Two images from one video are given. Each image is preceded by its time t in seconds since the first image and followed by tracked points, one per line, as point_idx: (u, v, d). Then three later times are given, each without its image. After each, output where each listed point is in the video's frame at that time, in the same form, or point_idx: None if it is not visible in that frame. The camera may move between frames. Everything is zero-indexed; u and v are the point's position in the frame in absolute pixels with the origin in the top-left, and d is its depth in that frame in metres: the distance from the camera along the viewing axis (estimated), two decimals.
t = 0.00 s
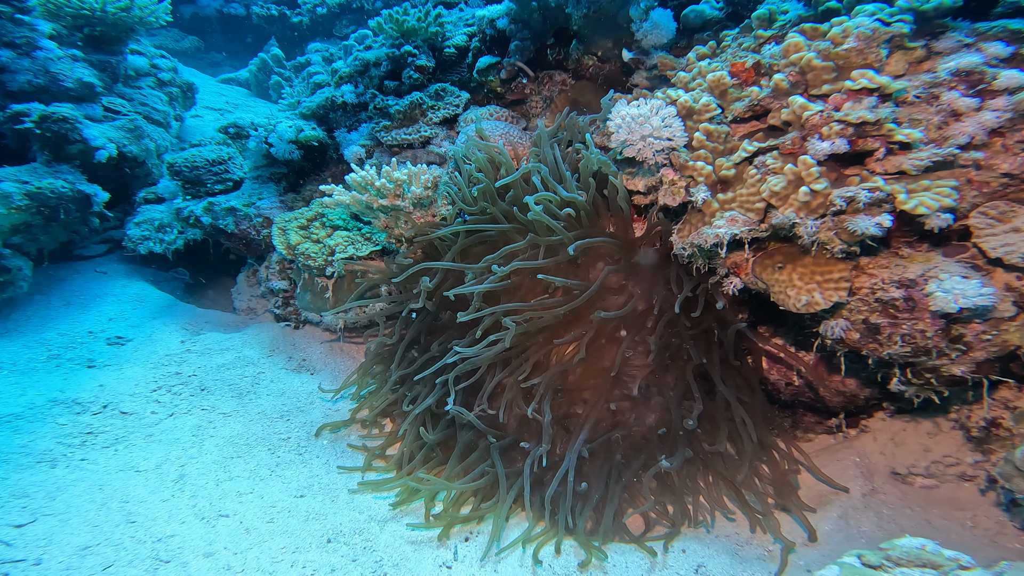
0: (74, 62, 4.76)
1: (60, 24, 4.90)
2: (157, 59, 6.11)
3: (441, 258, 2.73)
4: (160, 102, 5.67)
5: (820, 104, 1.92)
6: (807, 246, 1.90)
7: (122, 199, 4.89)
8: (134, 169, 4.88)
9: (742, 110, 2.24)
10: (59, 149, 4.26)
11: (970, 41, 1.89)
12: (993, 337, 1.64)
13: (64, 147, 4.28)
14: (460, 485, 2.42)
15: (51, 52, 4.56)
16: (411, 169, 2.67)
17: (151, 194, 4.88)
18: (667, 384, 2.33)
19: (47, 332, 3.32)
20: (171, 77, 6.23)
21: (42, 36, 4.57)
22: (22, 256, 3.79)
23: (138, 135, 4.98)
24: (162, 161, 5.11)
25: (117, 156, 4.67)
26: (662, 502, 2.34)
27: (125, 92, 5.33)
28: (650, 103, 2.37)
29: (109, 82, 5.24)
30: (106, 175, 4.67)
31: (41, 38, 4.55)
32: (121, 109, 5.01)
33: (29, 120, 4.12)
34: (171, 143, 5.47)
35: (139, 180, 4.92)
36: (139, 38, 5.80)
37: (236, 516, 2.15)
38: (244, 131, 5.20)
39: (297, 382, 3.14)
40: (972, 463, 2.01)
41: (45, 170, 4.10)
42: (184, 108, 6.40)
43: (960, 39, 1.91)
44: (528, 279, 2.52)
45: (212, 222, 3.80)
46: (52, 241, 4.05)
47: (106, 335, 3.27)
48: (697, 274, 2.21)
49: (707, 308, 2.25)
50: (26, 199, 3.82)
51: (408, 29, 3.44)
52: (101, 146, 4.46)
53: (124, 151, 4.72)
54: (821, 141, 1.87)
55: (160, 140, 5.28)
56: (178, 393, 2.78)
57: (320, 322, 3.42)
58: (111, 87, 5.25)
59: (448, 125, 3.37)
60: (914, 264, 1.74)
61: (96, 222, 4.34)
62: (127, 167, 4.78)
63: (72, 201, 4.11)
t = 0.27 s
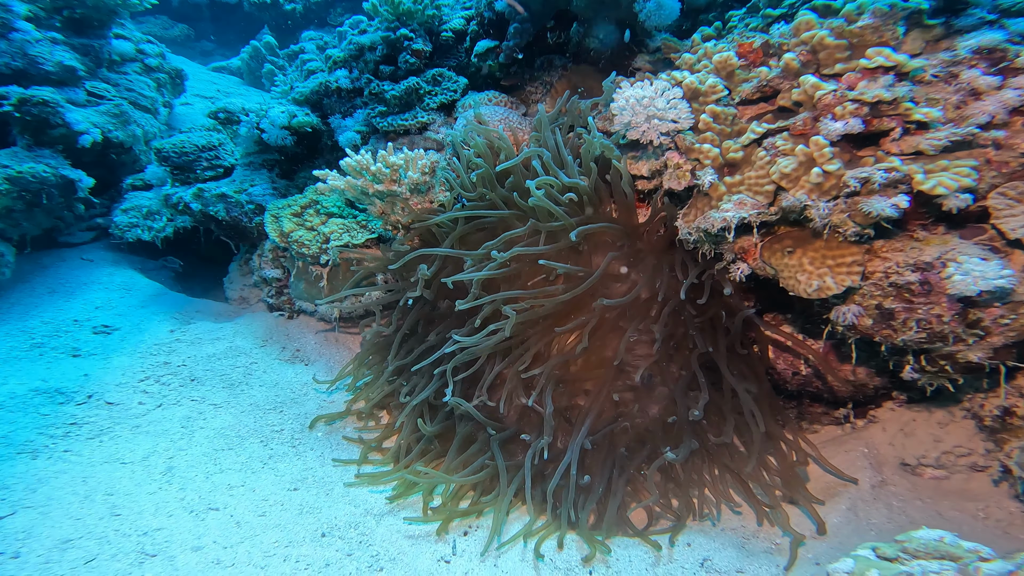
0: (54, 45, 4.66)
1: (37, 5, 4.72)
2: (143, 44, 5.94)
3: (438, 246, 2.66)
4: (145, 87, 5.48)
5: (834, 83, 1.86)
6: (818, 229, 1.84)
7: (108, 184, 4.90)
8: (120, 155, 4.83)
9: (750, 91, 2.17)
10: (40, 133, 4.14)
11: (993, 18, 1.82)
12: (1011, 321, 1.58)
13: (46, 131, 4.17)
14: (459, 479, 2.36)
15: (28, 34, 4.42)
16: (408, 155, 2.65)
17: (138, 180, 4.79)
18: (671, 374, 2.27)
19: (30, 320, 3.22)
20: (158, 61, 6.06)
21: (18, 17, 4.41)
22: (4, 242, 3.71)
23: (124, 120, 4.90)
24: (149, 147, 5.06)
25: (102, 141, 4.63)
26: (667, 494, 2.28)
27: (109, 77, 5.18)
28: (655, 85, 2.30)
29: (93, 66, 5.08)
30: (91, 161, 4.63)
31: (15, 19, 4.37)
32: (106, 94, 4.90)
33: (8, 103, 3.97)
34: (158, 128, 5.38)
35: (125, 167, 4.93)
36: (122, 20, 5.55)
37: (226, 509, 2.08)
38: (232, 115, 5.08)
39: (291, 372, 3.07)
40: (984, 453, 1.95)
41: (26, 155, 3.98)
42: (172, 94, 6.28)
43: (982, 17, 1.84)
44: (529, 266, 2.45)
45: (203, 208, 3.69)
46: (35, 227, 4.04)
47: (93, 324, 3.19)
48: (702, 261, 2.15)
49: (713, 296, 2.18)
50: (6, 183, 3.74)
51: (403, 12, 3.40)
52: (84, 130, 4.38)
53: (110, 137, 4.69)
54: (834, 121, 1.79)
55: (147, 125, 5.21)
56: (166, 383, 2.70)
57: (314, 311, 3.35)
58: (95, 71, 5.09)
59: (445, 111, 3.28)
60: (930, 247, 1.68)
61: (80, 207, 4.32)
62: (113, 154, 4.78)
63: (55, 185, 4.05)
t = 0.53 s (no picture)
0: (35, 28, 4.60)
1: None
2: (132, 29, 5.86)
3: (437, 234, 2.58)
4: (135, 74, 5.45)
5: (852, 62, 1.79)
6: (835, 213, 1.77)
7: (97, 172, 4.75)
8: (109, 142, 4.74)
9: (762, 72, 2.11)
10: (24, 118, 4.06)
11: None
12: None
13: (29, 116, 4.09)
14: (460, 473, 2.29)
15: (8, 17, 4.37)
16: (407, 141, 2.60)
17: (128, 167, 4.68)
18: (678, 366, 2.20)
19: (15, 309, 3.13)
20: (148, 48, 5.97)
21: None
22: None
23: (112, 106, 4.84)
24: (139, 135, 4.97)
25: (89, 128, 4.54)
26: (674, 489, 2.22)
27: (96, 63, 5.13)
28: (662, 67, 2.23)
29: (77, 51, 5.00)
30: (78, 148, 4.51)
31: None
32: (92, 79, 4.83)
33: None
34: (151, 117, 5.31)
35: (114, 154, 4.80)
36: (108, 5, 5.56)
37: (219, 504, 2.01)
38: (225, 101, 5.13)
39: (286, 364, 3.00)
40: (1001, 445, 1.89)
41: (9, 139, 3.90)
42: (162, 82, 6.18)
43: None
44: (531, 255, 2.38)
45: (195, 195, 3.69)
46: (21, 214, 3.97)
47: (81, 315, 3.11)
48: (711, 248, 2.07)
49: (722, 284, 2.11)
50: None
51: None
52: (70, 116, 4.33)
53: (96, 122, 4.61)
54: (852, 101, 1.73)
55: (137, 112, 5.13)
56: (157, 375, 2.63)
57: (310, 302, 3.29)
58: (81, 56, 5.03)
59: (445, 97, 3.19)
60: (952, 231, 1.62)
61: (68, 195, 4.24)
62: (101, 140, 4.66)
63: (40, 171, 3.97)
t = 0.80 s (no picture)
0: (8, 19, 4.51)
1: None
2: (112, 21, 5.76)
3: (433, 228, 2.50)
4: (116, 66, 5.39)
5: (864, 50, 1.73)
6: (847, 205, 1.70)
7: (76, 167, 4.59)
8: (89, 136, 4.60)
9: (769, 61, 2.04)
10: None
11: None
12: None
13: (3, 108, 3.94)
14: (456, 477, 2.21)
15: None
16: (401, 132, 2.50)
17: (110, 160, 4.64)
18: (682, 364, 2.14)
19: None
20: (130, 41, 5.89)
21: None
22: None
23: (91, 99, 4.75)
24: (122, 128, 4.86)
25: (68, 120, 4.40)
26: (678, 492, 2.16)
27: (74, 55, 5.04)
28: (666, 55, 2.18)
29: (54, 43, 4.90)
30: (57, 142, 4.38)
31: None
32: (69, 71, 4.75)
33: None
34: (132, 109, 5.22)
35: (95, 148, 4.66)
36: None
37: (200, 509, 1.93)
38: (212, 93, 5.24)
39: (276, 364, 2.91)
40: (1013, 446, 1.83)
41: None
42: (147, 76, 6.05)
43: None
44: (531, 250, 2.31)
45: (180, 189, 3.65)
46: None
47: (57, 312, 3.00)
48: (716, 242, 2.01)
49: (728, 280, 2.05)
50: None
51: None
52: (47, 107, 4.19)
53: (75, 116, 4.46)
54: (865, 90, 1.67)
55: (118, 105, 5.02)
56: (138, 375, 2.54)
57: (301, 300, 3.20)
58: (57, 48, 4.93)
59: (441, 90, 3.11)
60: (969, 224, 1.56)
61: (45, 188, 4.16)
62: (80, 133, 4.53)
63: (14, 164, 3.87)
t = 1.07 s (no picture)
0: None
1: None
2: (89, 13, 5.62)
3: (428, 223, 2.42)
4: (94, 59, 5.22)
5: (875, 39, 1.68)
6: (858, 198, 1.64)
7: (56, 162, 4.51)
8: (66, 129, 4.52)
9: (774, 51, 2.00)
10: None
11: None
12: None
13: None
14: (452, 480, 2.14)
15: None
16: (394, 124, 2.44)
17: (88, 155, 4.44)
18: (685, 363, 2.08)
19: None
20: (109, 35, 5.72)
21: None
22: None
23: (69, 92, 4.62)
24: (102, 122, 4.70)
25: (42, 114, 4.32)
26: (682, 495, 2.10)
27: (49, 47, 4.93)
28: (669, 44, 2.11)
29: (26, 35, 4.80)
30: (31, 135, 4.33)
31: None
32: (42, 63, 4.65)
33: None
34: (114, 102, 5.04)
35: (74, 143, 4.58)
36: None
37: (181, 514, 1.87)
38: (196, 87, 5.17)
39: (265, 363, 2.82)
40: None
41: None
42: (129, 70, 5.88)
43: None
44: (530, 245, 2.24)
45: (163, 184, 3.53)
46: None
47: (33, 310, 2.89)
48: (721, 237, 1.95)
49: (733, 276, 1.99)
50: None
51: None
52: (19, 101, 4.17)
53: (51, 109, 4.39)
54: (877, 80, 1.61)
55: (99, 99, 4.88)
56: (118, 375, 2.45)
57: (292, 297, 3.12)
58: (31, 40, 4.83)
59: (435, 83, 3.03)
60: (984, 217, 1.51)
61: (20, 183, 4.10)
62: (57, 128, 4.45)
63: None
